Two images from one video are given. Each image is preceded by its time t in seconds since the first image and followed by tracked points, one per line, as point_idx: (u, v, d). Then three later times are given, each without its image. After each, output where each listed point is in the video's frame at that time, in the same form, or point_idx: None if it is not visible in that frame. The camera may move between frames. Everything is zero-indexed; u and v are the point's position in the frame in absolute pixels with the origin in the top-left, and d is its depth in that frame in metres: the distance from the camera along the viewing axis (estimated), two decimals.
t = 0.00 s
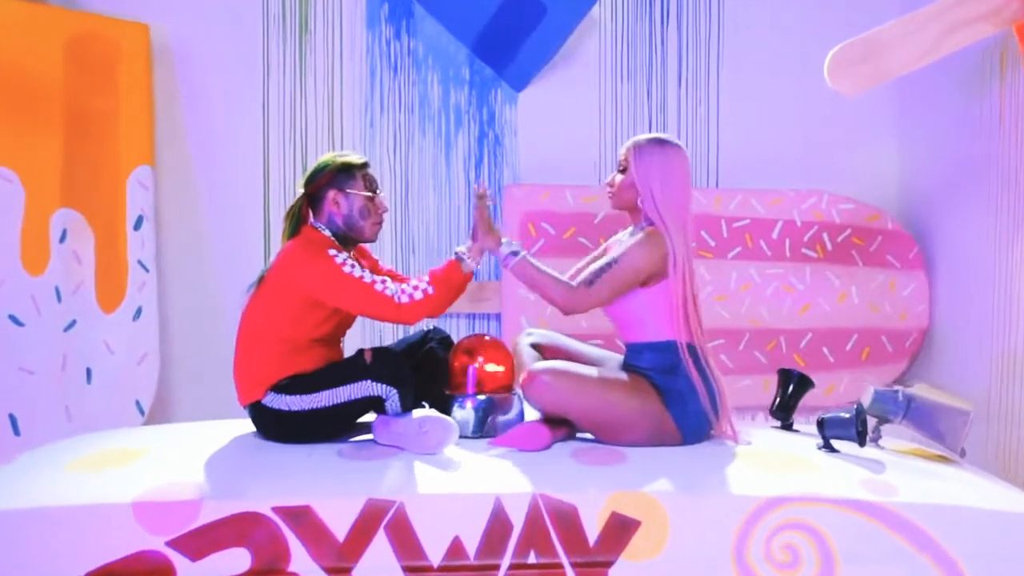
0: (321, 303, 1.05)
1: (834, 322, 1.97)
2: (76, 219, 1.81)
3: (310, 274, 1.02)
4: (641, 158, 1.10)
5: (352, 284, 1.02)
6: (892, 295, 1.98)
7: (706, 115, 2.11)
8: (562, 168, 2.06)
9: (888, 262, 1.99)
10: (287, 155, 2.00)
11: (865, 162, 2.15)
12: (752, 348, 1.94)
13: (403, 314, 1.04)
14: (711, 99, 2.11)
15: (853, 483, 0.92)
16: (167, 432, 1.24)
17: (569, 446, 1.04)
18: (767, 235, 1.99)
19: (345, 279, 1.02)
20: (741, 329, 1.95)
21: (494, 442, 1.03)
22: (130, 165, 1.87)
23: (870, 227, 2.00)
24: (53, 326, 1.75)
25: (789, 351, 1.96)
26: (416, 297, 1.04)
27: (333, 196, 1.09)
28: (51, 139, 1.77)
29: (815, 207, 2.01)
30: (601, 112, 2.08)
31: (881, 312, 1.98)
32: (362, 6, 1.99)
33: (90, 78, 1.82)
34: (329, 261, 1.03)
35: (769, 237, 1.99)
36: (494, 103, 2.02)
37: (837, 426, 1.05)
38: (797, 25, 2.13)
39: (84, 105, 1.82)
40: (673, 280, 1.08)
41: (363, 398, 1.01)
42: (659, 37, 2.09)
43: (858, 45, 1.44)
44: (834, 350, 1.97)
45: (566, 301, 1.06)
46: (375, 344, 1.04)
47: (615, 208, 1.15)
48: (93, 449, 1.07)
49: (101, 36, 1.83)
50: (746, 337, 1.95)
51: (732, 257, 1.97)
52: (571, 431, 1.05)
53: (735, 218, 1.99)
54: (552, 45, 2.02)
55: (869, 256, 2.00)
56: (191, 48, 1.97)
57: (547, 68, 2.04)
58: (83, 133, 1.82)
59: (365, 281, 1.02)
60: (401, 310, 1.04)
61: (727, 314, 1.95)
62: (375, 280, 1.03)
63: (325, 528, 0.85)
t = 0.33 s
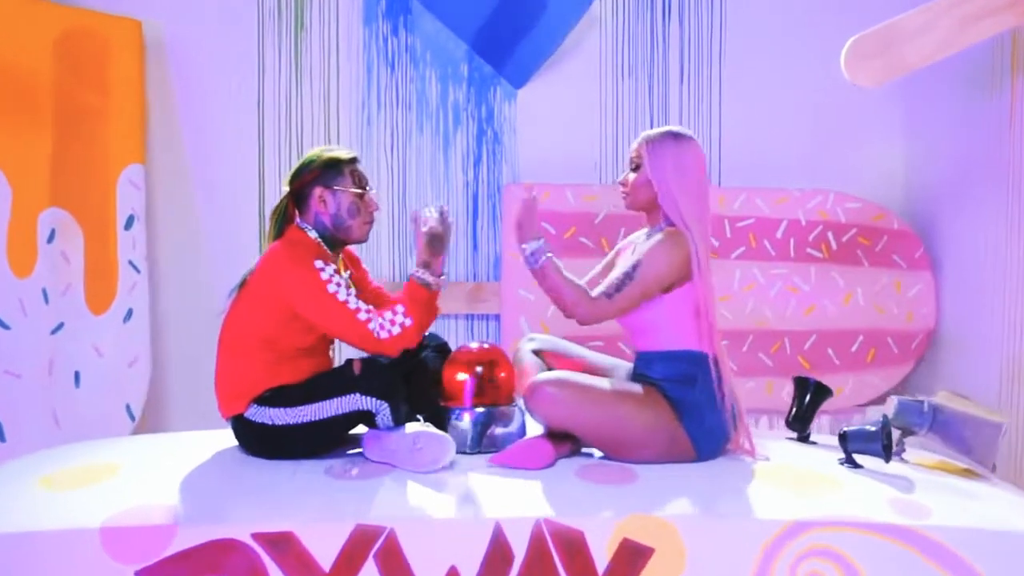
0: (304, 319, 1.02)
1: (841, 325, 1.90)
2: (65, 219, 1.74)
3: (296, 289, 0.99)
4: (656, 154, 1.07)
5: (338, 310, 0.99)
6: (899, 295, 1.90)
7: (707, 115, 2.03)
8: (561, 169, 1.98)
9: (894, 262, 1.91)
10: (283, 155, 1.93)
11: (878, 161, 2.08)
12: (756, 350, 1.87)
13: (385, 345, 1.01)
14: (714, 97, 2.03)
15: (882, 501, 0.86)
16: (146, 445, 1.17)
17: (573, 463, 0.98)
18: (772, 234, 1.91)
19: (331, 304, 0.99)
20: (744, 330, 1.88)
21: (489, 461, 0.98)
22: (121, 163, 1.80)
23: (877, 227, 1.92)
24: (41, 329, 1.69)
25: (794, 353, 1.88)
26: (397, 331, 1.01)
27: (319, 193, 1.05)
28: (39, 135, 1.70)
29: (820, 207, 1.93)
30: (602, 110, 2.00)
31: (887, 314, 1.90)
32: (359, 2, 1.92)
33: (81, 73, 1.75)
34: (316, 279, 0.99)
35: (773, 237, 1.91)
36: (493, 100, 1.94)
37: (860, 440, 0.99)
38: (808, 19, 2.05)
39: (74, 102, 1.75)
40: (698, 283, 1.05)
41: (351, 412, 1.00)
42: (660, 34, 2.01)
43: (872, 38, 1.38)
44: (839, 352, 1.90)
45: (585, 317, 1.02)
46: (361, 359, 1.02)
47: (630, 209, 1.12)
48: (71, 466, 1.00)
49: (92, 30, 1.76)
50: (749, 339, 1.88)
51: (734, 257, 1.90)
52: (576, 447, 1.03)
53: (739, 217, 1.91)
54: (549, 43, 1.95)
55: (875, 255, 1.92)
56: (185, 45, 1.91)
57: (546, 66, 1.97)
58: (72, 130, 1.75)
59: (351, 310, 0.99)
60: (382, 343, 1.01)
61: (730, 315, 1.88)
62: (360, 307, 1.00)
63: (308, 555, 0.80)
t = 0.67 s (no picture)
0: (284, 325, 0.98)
1: (847, 324, 1.82)
2: (53, 216, 1.67)
3: (277, 296, 0.95)
4: (672, 147, 1.03)
5: (321, 320, 0.94)
6: (906, 294, 1.82)
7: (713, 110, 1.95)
8: (561, 167, 1.91)
9: (901, 261, 1.83)
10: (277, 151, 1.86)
11: (891, 158, 2.00)
12: (760, 351, 1.79)
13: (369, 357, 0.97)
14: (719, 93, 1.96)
15: (920, 525, 0.81)
16: (129, 464, 1.10)
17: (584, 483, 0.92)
18: (776, 232, 1.83)
19: (314, 314, 0.94)
20: (750, 331, 1.80)
21: (495, 479, 0.95)
22: (110, 160, 1.73)
23: (884, 225, 1.84)
24: (26, 330, 1.62)
25: (799, 354, 1.80)
26: (382, 342, 0.97)
27: (303, 186, 1.00)
28: (26, 129, 1.63)
29: (826, 205, 1.85)
30: (603, 107, 1.92)
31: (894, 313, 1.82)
32: None
33: (70, 65, 1.68)
34: (298, 287, 0.95)
35: (778, 236, 1.83)
36: (492, 96, 1.87)
37: (892, 454, 0.93)
38: (821, 11, 1.97)
39: (61, 96, 1.68)
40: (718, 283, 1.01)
41: (341, 429, 0.96)
42: (663, 28, 1.93)
43: (902, 23, 1.34)
44: (845, 352, 1.82)
45: (612, 326, 0.98)
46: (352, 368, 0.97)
47: (646, 206, 1.07)
48: (47, 488, 0.94)
49: (81, 20, 1.69)
50: (754, 339, 1.80)
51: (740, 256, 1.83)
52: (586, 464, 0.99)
53: (744, 215, 1.83)
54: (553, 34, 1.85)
55: (882, 254, 1.83)
56: (177, 38, 1.83)
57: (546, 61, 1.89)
58: (59, 124, 1.68)
59: (334, 319, 0.94)
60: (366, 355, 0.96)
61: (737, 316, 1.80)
62: (343, 317, 0.95)
63: None
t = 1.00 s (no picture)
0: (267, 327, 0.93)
1: (859, 323, 1.74)
2: (39, 212, 1.60)
3: (258, 297, 0.90)
4: (697, 129, 0.99)
5: (303, 327, 0.89)
6: (916, 293, 1.75)
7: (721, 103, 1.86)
8: (563, 162, 1.83)
9: (911, 258, 1.76)
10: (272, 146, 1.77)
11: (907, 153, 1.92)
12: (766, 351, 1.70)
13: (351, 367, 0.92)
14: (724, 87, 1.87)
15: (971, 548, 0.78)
16: (109, 484, 1.02)
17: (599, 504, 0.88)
18: (783, 229, 1.75)
19: (297, 320, 0.89)
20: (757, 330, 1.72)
21: (499, 497, 0.91)
22: (100, 153, 1.65)
23: (893, 222, 1.77)
24: (10, 329, 1.55)
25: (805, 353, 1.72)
26: (365, 353, 0.92)
27: (290, 174, 0.97)
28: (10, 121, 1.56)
29: (836, 200, 1.77)
30: (607, 101, 1.83)
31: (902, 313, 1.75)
32: None
33: (58, 54, 1.61)
34: (280, 290, 0.90)
35: (786, 232, 1.75)
36: (492, 89, 1.79)
37: (933, 469, 0.90)
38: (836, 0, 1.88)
39: (48, 86, 1.60)
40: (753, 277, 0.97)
41: (332, 438, 0.93)
42: (669, 19, 1.84)
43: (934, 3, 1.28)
44: (853, 352, 1.74)
45: (636, 337, 0.95)
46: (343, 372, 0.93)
47: (671, 197, 1.04)
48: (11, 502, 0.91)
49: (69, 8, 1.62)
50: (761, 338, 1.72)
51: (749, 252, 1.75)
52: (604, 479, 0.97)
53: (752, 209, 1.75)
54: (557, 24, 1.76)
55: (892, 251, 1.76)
56: (165, 26, 1.75)
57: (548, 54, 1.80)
58: (45, 116, 1.60)
59: (317, 327, 0.89)
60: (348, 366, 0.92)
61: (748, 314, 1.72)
62: (327, 324, 0.90)
63: None
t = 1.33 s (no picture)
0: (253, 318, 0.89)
1: (867, 323, 1.64)
2: (23, 206, 1.52)
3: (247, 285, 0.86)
4: (724, 108, 0.95)
5: (317, 298, 0.85)
6: (929, 289, 1.66)
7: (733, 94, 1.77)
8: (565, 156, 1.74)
9: (924, 254, 1.67)
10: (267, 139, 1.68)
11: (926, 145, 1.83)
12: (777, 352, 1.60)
13: (376, 337, 0.87)
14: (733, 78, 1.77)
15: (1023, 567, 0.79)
16: (79, 510, 0.94)
17: (614, 532, 0.82)
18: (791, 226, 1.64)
19: (307, 293, 0.85)
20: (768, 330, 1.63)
21: (500, 522, 0.85)
22: (88, 144, 1.55)
23: (906, 218, 1.67)
24: None
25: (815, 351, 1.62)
26: (400, 313, 0.89)
27: (272, 157, 0.93)
28: None
29: (846, 194, 1.66)
30: (611, 96, 1.74)
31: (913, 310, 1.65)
32: None
33: (42, 41, 1.53)
34: (279, 267, 0.85)
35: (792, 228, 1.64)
36: (493, 82, 1.69)
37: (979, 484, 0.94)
38: None
39: (32, 74, 1.52)
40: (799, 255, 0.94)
41: (308, 459, 0.86)
42: (674, 8, 1.74)
43: None
44: (865, 351, 1.64)
45: (733, 362, 0.89)
46: (322, 384, 0.87)
47: (691, 178, 1.00)
48: None
49: None
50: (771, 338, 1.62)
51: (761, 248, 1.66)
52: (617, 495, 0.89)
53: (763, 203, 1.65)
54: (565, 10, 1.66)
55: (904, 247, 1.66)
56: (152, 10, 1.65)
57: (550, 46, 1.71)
58: (29, 105, 1.52)
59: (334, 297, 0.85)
60: (381, 334, 0.87)
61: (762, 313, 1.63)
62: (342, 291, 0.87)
63: None
